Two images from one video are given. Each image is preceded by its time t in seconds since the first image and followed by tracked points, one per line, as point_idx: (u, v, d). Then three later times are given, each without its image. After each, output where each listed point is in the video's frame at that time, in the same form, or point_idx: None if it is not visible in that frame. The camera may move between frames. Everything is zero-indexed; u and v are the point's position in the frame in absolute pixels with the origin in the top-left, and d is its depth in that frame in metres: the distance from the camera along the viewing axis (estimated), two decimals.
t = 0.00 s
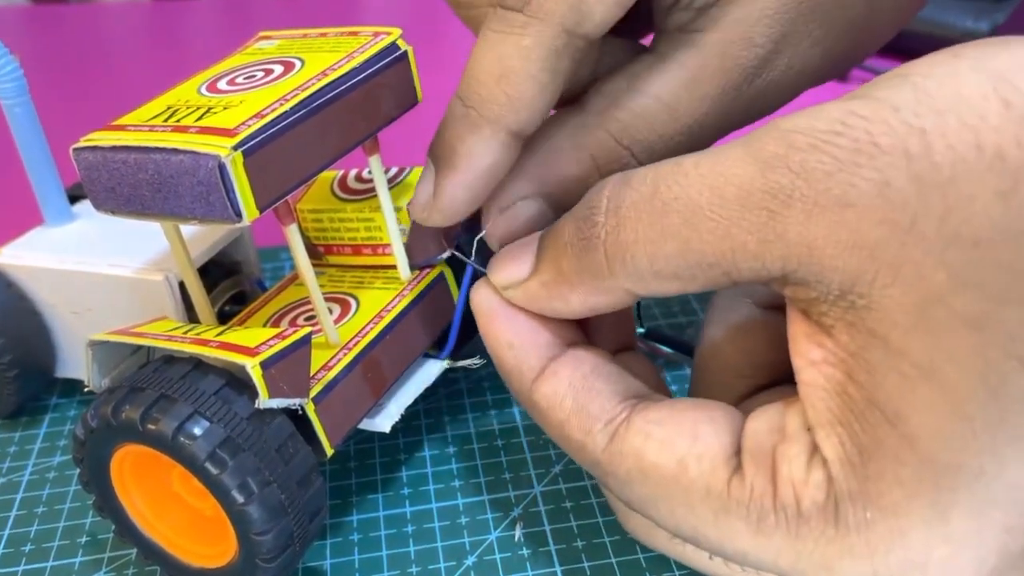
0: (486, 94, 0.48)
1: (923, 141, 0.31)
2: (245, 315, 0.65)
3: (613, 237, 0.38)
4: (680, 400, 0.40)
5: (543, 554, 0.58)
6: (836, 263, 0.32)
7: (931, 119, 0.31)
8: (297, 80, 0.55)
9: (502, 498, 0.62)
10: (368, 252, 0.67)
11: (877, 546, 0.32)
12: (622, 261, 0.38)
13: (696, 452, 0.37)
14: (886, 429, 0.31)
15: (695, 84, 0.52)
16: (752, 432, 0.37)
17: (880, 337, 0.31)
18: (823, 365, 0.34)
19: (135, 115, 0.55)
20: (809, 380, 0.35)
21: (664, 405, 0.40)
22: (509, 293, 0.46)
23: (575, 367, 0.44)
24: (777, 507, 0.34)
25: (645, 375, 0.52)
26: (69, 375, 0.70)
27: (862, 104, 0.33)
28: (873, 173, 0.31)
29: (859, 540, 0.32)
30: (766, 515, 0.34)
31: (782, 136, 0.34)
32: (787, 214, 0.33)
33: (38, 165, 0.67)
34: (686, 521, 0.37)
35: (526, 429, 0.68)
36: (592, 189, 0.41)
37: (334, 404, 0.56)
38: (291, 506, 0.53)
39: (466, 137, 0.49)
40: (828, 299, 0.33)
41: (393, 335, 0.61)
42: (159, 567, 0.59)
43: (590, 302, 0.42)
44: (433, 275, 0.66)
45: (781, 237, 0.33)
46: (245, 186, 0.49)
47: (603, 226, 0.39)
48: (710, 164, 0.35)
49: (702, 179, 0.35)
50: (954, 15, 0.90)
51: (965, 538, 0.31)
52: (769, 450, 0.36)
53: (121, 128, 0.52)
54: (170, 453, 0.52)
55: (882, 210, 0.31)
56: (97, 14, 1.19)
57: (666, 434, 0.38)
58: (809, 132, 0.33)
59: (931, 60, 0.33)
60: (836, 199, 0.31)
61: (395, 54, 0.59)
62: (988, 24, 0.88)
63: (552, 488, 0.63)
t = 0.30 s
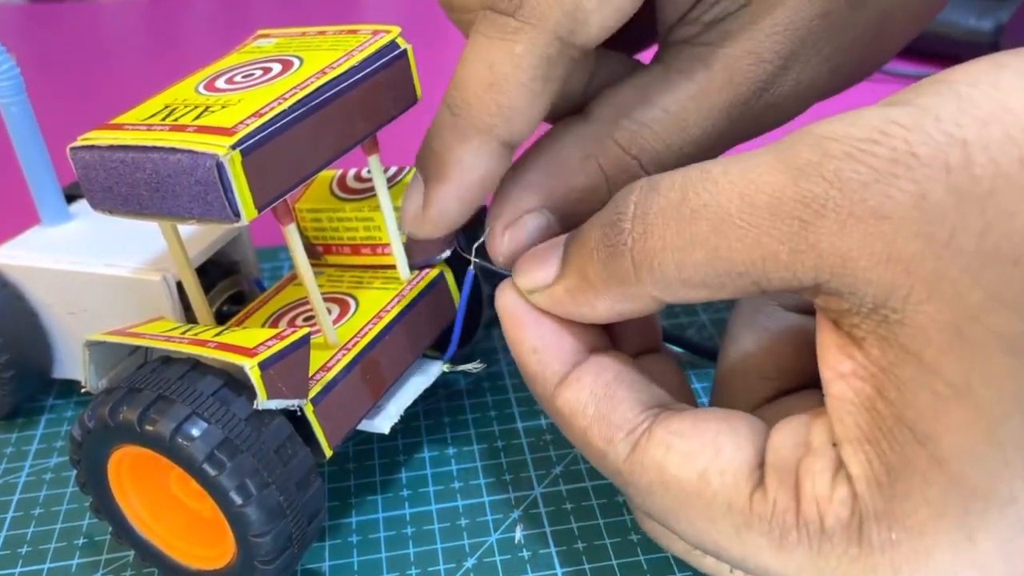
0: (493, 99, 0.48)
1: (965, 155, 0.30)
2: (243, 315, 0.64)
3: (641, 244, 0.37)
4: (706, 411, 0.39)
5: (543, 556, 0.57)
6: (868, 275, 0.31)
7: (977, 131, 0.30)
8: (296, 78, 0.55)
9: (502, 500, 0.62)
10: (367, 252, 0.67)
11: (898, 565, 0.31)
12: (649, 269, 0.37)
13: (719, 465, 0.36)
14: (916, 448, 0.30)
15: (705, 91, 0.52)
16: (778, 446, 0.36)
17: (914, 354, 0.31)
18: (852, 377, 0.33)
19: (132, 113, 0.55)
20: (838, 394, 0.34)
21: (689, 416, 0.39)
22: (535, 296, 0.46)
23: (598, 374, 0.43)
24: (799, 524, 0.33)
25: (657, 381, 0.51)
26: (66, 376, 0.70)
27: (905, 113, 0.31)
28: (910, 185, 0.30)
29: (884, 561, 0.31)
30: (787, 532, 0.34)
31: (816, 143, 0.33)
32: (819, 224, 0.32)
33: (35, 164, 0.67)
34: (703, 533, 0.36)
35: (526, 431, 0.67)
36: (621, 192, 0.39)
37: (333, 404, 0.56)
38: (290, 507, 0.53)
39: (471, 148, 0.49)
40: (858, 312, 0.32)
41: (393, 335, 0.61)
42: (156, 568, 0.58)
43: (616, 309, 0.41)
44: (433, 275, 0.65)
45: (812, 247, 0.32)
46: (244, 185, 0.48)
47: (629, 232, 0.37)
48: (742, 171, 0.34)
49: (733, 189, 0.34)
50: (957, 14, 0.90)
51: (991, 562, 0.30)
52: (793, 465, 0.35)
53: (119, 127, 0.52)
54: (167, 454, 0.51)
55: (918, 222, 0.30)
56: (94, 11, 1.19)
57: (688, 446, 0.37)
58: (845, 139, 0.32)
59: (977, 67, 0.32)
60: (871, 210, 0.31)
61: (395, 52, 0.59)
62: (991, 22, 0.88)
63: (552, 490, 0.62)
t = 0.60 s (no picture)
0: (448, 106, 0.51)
1: (959, 160, 0.28)
2: (242, 316, 0.64)
3: (637, 245, 0.35)
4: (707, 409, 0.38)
5: (543, 558, 0.57)
6: (862, 281, 0.30)
7: (973, 137, 0.28)
8: (294, 77, 0.54)
9: (501, 501, 0.61)
10: (366, 252, 0.66)
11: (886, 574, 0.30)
12: (647, 270, 0.35)
13: (711, 465, 0.35)
14: (906, 454, 0.29)
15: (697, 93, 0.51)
16: (771, 448, 0.35)
17: (905, 360, 0.29)
18: (845, 383, 0.32)
19: (129, 112, 0.55)
20: (831, 399, 0.32)
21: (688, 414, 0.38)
22: (536, 293, 0.44)
23: (597, 371, 0.42)
24: (789, 528, 0.32)
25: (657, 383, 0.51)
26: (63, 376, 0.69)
27: (902, 117, 0.30)
28: (904, 190, 0.29)
29: (872, 566, 0.30)
30: (778, 536, 0.33)
31: (813, 147, 0.31)
32: (814, 228, 0.30)
33: (32, 163, 0.66)
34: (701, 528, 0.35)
35: (526, 431, 0.67)
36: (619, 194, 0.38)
37: (332, 405, 0.56)
38: (289, 509, 0.52)
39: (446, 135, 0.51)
40: (852, 317, 0.31)
41: (393, 335, 0.61)
42: (153, 570, 0.58)
43: (615, 309, 0.40)
44: (431, 276, 0.65)
45: (807, 250, 0.31)
46: (242, 184, 0.48)
47: (628, 233, 0.36)
48: (740, 174, 0.33)
49: (731, 192, 0.32)
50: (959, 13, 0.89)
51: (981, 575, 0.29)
52: (785, 466, 0.34)
53: (116, 126, 0.51)
54: (165, 455, 0.51)
55: (911, 229, 0.29)
56: (93, 10, 1.18)
57: (683, 447, 0.36)
58: (841, 143, 0.31)
59: (978, 75, 0.30)
60: (866, 216, 0.29)
61: (394, 51, 0.58)
62: (994, 22, 0.87)
63: (553, 491, 0.62)
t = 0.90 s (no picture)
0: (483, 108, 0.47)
1: (917, 167, 0.28)
2: (241, 316, 0.63)
3: (617, 261, 0.37)
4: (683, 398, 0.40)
5: (544, 559, 0.57)
6: (821, 291, 0.30)
7: (934, 142, 0.28)
8: (294, 75, 0.54)
9: (501, 503, 0.61)
10: (367, 251, 0.66)
11: (840, 574, 0.31)
12: (627, 284, 0.36)
13: (682, 455, 0.36)
14: (857, 460, 0.29)
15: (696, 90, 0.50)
16: (741, 442, 0.36)
17: (861, 366, 0.29)
18: (811, 384, 0.32)
19: (127, 110, 0.54)
20: (797, 399, 0.33)
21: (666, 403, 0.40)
22: (522, 291, 0.45)
23: (577, 358, 0.43)
24: (751, 523, 0.33)
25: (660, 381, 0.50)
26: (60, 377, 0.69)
27: (865, 120, 0.29)
28: (861, 201, 0.28)
29: (827, 568, 0.31)
30: (740, 530, 0.34)
31: (774, 157, 0.31)
32: (775, 242, 0.30)
33: (29, 162, 0.66)
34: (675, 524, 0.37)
35: (527, 432, 0.67)
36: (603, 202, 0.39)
37: (333, 405, 0.55)
38: (289, 511, 0.52)
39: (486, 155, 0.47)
40: (821, 321, 0.31)
41: (394, 335, 0.60)
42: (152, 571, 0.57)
43: (601, 315, 0.41)
44: (434, 274, 0.64)
45: (770, 264, 0.31)
46: (243, 182, 0.48)
47: (609, 249, 0.37)
48: (706, 188, 0.33)
49: (699, 209, 0.33)
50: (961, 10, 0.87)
51: None
52: (754, 463, 0.35)
53: (115, 124, 0.51)
54: (164, 456, 0.50)
55: (868, 239, 0.28)
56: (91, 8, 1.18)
57: (654, 435, 0.38)
58: (801, 153, 0.30)
59: (948, 74, 0.29)
60: (824, 229, 0.29)
61: (395, 49, 0.58)
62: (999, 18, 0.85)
63: (553, 493, 0.61)
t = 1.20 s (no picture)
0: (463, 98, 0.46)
1: (855, 201, 0.25)
2: (239, 316, 0.63)
3: (553, 277, 0.34)
4: (648, 422, 0.40)
5: (544, 561, 0.56)
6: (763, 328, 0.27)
7: (875, 173, 0.25)
8: (294, 73, 0.54)
9: (501, 504, 0.61)
10: (366, 251, 0.65)
11: None
12: (564, 301, 0.34)
13: (636, 493, 0.37)
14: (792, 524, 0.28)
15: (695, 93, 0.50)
16: (691, 485, 0.35)
17: (801, 420, 0.27)
18: (754, 433, 0.30)
19: (125, 108, 0.54)
20: (740, 449, 0.31)
21: (633, 430, 0.39)
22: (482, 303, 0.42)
23: (554, 375, 0.43)
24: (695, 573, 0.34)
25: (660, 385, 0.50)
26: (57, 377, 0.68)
27: (808, 142, 0.26)
28: (798, 237, 0.26)
29: None
30: None
31: (712, 178, 0.28)
32: (710, 272, 0.28)
33: (26, 161, 0.65)
34: (644, 551, 0.37)
35: (527, 434, 0.66)
36: (537, 214, 0.37)
37: (332, 405, 0.55)
38: (287, 513, 0.52)
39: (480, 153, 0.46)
40: (761, 360, 0.28)
41: (393, 335, 0.60)
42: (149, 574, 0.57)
43: (552, 326, 0.38)
44: (433, 274, 0.64)
45: (706, 294, 0.28)
46: (241, 182, 0.47)
47: (544, 263, 0.35)
48: (640, 206, 0.30)
49: (632, 229, 0.30)
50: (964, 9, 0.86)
51: None
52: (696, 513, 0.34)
53: (112, 123, 0.51)
54: (161, 457, 0.50)
55: (803, 280, 0.26)
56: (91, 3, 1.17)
57: (615, 468, 0.38)
58: (741, 177, 0.27)
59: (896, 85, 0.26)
60: (759, 263, 0.27)
61: (395, 48, 0.57)
62: (1003, 17, 0.84)
63: (554, 494, 0.61)
